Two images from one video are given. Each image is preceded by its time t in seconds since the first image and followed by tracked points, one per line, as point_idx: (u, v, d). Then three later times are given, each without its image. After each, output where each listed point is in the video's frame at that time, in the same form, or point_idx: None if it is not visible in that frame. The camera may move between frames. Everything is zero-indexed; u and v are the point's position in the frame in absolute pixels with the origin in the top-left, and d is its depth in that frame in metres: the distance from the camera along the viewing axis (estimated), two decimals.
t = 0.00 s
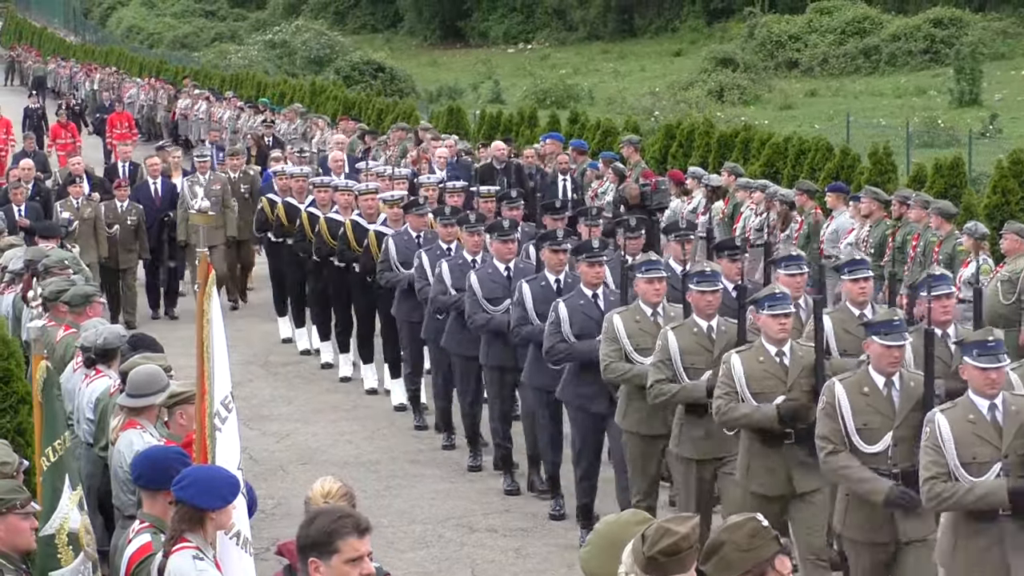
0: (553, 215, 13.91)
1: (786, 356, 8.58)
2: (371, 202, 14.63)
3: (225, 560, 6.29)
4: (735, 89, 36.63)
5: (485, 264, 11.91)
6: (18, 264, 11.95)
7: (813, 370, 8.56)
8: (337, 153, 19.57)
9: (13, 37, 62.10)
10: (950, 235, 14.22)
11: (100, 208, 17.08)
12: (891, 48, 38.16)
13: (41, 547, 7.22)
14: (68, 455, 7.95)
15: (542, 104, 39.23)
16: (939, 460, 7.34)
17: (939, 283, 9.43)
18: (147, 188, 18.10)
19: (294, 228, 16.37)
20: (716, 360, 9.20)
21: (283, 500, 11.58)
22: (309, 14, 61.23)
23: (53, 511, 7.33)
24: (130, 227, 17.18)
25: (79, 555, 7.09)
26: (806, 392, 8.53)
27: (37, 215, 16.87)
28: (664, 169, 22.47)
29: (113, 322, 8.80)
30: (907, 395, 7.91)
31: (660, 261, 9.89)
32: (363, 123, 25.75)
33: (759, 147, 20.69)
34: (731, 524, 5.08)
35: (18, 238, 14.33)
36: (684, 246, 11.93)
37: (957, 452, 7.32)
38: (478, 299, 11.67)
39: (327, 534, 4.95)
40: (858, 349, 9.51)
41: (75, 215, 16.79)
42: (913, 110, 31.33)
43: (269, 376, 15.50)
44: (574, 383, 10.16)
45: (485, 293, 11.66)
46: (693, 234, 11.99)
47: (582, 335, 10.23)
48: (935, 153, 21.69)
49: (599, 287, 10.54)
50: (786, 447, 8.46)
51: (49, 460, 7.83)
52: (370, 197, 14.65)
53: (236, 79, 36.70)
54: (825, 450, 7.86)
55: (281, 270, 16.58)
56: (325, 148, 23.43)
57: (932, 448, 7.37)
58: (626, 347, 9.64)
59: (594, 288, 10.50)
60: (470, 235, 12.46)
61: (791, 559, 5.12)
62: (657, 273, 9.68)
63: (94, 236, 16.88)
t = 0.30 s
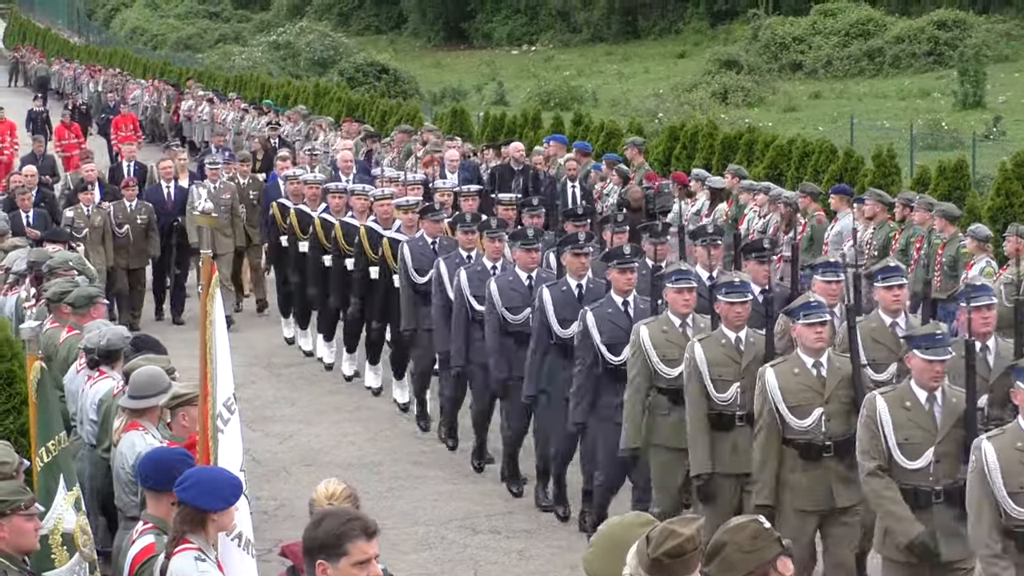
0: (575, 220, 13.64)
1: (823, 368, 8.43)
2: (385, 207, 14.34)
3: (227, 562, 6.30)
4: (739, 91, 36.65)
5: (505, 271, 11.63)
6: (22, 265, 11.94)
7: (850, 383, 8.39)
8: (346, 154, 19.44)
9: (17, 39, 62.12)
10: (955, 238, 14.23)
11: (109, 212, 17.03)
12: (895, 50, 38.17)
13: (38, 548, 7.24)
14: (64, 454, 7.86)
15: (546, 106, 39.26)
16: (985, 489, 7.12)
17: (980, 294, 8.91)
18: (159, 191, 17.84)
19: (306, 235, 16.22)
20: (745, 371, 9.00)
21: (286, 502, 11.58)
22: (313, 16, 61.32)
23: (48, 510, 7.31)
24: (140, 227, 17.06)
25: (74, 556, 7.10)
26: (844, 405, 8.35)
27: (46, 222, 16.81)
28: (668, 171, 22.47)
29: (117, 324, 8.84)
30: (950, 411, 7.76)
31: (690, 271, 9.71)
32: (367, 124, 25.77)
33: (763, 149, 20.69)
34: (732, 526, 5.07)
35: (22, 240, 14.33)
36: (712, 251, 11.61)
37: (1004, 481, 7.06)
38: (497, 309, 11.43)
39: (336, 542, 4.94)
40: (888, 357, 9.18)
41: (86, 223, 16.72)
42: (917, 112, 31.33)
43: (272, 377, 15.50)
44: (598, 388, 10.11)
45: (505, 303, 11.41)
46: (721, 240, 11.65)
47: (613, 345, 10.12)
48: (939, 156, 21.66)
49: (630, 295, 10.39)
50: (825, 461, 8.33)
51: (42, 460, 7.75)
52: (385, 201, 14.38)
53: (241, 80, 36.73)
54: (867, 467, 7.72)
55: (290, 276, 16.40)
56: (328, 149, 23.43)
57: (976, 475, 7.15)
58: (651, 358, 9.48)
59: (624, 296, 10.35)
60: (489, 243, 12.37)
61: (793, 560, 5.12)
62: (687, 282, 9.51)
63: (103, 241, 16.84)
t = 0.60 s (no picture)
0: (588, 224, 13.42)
1: (848, 375, 8.43)
2: (393, 207, 14.07)
3: (227, 561, 6.28)
4: (740, 90, 36.64)
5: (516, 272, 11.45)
6: (22, 265, 11.98)
7: (874, 390, 8.41)
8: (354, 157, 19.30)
9: (17, 37, 62.05)
10: (955, 237, 14.23)
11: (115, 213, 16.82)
12: (896, 50, 38.17)
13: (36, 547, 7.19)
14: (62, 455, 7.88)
15: (547, 105, 39.23)
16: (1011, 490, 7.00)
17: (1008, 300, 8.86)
18: (164, 191, 17.75)
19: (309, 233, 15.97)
20: (766, 378, 9.08)
21: (287, 501, 11.57)
22: (314, 15, 61.29)
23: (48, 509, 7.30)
24: (144, 230, 16.78)
25: (73, 556, 7.10)
26: (868, 414, 8.37)
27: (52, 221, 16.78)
28: (669, 170, 22.47)
29: (117, 325, 8.85)
30: (981, 417, 7.63)
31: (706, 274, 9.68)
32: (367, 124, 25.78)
33: (764, 149, 20.67)
34: (732, 525, 5.06)
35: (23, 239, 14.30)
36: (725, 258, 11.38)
37: None
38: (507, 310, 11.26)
39: (339, 542, 4.93)
40: (912, 367, 9.24)
41: (93, 219, 16.53)
42: (918, 112, 31.32)
43: (273, 376, 15.50)
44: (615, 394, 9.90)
45: (515, 304, 11.28)
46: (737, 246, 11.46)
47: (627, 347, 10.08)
48: (940, 156, 21.64)
49: (648, 299, 10.20)
50: (850, 470, 8.37)
51: (43, 459, 7.76)
52: (393, 202, 14.11)
53: (242, 79, 36.70)
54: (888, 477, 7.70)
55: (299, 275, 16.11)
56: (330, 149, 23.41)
57: (1009, 475, 7.00)
58: (665, 360, 9.42)
59: (642, 299, 10.15)
60: (500, 244, 12.08)
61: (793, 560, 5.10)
62: (703, 285, 9.47)
63: (111, 241, 16.58)
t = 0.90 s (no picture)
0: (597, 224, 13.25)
1: (871, 382, 8.20)
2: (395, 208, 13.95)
3: (227, 560, 6.29)
4: (741, 90, 36.63)
5: (525, 279, 11.25)
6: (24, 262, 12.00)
7: (897, 399, 8.15)
8: (361, 152, 18.93)
9: (19, 35, 62.04)
10: (956, 237, 14.21)
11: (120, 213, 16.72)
12: (897, 50, 38.18)
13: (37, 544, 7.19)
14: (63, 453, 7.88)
15: (547, 104, 39.23)
16: None
17: None
18: (167, 194, 17.48)
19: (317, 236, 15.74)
20: (788, 387, 8.65)
21: (287, 500, 11.57)
22: (315, 14, 61.30)
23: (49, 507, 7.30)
24: (146, 227, 16.61)
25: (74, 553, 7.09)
26: (892, 422, 8.13)
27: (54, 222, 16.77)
28: (670, 170, 22.46)
29: (117, 323, 8.86)
30: (1008, 435, 7.44)
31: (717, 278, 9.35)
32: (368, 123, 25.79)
33: (765, 148, 20.67)
34: (731, 524, 5.07)
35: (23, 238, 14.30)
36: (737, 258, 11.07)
37: None
38: (517, 316, 11.01)
39: (343, 545, 4.94)
40: (940, 373, 8.89)
41: (97, 223, 16.48)
42: (919, 112, 31.31)
43: (273, 375, 15.50)
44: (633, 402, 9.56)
45: (524, 310, 11.00)
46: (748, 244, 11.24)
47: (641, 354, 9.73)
48: (941, 156, 21.62)
49: (660, 302, 10.00)
50: (874, 480, 8.14)
51: (44, 457, 7.76)
52: (396, 203, 13.98)
53: (242, 78, 36.71)
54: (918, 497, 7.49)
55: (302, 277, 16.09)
56: (331, 147, 23.40)
57: None
58: (680, 371, 9.10)
59: (654, 303, 9.96)
60: (509, 247, 11.92)
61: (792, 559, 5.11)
62: (714, 289, 9.13)
63: (117, 244, 16.55)
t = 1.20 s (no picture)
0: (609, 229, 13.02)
1: (900, 397, 7.68)
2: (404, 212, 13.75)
3: (228, 560, 6.28)
4: (742, 91, 36.63)
5: (537, 283, 11.11)
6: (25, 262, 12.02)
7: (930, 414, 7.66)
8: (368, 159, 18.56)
9: (20, 35, 62.01)
10: (957, 238, 14.17)
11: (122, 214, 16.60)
12: (899, 51, 38.18)
13: (40, 543, 7.16)
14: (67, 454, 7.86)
15: (549, 105, 39.23)
16: None
17: None
18: (170, 193, 17.42)
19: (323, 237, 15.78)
20: (811, 400, 8.30)
21: (287, 500, 11.57)
22: (316, 15, 61.29)
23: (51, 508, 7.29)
24: (152, 234, 16.69)
25: (77, 552, 7.07)
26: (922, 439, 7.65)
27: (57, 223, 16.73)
28: (671, 170, 22.46)
29: (118, 323, 8.85)
30: None
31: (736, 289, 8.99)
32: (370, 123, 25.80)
33: (766, 149, 20.66)
34: (733, 525, 5.06)
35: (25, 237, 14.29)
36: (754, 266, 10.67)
37: None
38: (529, 321, 10.88)
39: (348, 544, 4.95)
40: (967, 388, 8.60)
41: (99, 222, 16.27)
42: (921, 113, 31.30)
43: (273, 375, 15.50)
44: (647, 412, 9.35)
45: (536, 315, 10.88)
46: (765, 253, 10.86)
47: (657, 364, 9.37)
48: (942, 157, 21.62)
49: (678, 312, 9.60)
50: (899, 498, 7.60)
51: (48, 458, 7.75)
52: (404, 206, 13.75)
53: (244, 78, 36.71)
54: (944, 507, 6.92)
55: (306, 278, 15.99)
56: (332, 148, 23.41)
57: None
58: (694, 381, 8.79)
59: (671, 314, 9.56)
60: (526, 253, 11.65)
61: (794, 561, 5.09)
62: (733, 299, 8.81)
63: (119, 242, 16.37)
